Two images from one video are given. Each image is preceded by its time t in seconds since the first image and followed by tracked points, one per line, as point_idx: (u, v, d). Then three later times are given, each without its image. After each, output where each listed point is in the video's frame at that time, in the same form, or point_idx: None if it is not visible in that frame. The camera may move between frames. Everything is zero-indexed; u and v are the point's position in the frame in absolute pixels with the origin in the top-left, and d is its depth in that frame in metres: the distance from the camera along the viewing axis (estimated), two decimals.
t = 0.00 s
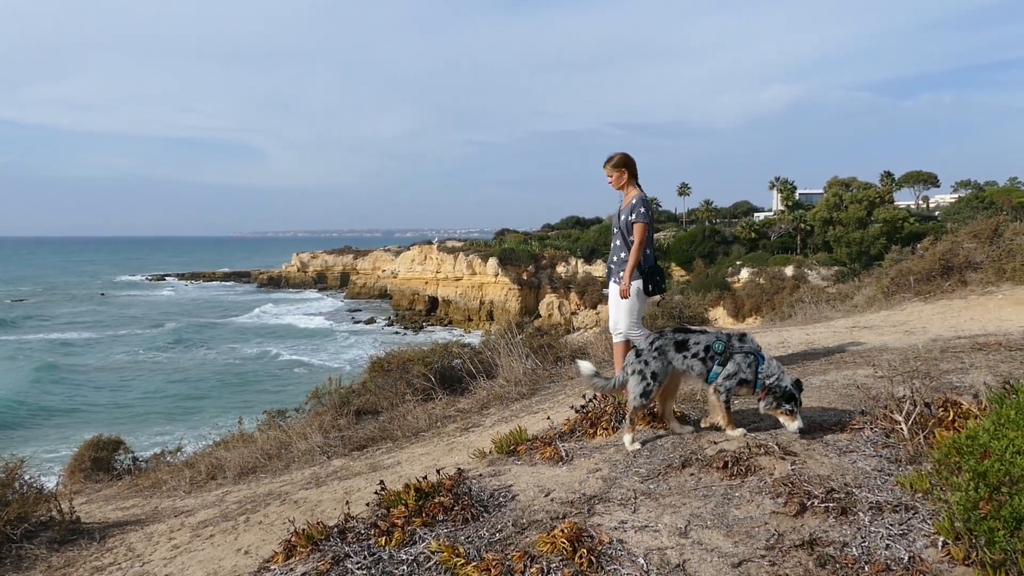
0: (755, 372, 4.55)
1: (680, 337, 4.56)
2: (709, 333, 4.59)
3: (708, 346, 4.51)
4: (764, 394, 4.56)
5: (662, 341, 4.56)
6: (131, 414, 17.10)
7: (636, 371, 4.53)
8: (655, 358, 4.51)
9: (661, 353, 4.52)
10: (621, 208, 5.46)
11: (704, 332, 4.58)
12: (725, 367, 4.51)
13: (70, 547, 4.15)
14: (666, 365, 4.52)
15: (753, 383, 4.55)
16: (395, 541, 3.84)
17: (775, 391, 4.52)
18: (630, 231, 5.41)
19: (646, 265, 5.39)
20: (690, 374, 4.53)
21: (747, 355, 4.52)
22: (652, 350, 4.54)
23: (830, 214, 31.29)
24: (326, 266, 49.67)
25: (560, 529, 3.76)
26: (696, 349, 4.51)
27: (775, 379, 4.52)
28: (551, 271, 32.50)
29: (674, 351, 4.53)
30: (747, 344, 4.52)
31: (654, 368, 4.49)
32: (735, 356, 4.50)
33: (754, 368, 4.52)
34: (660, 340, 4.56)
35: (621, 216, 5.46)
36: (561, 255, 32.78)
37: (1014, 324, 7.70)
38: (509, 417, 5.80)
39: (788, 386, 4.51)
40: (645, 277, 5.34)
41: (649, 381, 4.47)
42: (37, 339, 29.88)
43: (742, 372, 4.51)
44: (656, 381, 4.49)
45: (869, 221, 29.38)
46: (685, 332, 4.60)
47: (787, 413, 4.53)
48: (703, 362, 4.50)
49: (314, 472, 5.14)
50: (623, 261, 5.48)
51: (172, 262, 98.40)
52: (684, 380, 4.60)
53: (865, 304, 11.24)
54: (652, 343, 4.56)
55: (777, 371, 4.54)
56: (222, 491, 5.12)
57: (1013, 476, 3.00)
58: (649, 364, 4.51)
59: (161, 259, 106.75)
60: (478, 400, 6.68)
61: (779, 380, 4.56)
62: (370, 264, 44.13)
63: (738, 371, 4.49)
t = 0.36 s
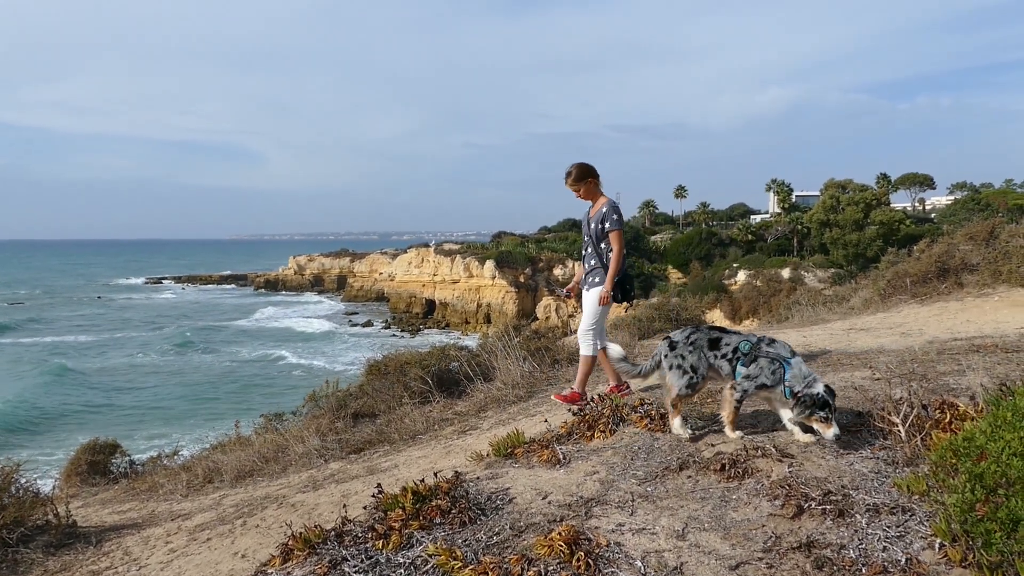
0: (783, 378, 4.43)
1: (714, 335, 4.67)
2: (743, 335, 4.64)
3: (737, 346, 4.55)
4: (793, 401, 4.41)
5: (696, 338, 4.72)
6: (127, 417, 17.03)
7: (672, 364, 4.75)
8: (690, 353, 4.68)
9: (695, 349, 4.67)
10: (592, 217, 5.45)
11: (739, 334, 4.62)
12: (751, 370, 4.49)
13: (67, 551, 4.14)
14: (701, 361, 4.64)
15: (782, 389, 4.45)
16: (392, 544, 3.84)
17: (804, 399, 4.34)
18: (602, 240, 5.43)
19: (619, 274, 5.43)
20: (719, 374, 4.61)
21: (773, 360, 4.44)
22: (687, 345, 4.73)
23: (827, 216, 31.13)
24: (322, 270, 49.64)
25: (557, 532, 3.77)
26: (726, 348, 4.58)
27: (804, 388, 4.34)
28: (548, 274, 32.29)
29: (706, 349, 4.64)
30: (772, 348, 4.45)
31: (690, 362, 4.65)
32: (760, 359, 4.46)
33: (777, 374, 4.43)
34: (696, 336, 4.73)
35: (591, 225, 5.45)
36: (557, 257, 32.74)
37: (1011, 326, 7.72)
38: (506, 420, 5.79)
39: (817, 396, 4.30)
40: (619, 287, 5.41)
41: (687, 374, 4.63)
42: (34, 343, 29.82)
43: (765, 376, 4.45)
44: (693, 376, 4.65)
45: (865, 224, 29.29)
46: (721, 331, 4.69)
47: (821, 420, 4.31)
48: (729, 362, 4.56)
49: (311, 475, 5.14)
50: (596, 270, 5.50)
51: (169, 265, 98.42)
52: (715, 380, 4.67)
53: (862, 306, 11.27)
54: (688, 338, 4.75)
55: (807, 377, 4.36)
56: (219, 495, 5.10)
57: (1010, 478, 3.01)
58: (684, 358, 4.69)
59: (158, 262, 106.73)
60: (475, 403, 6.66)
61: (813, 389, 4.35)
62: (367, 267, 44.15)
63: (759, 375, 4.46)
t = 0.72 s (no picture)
0: (819, 386, 4.28)
1: (746, 339, 4.63)
2: (777, 340, 4.57)
3: (769, 354, 4.50)
4: (828, 411, 4.23)
5: (727, 341, 4.68)
6: (123, 420, 17.00)
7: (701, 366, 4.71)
8: (718, 355, 4.65)
9: (724, 352, 4.64)
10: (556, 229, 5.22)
11: (772, 340, 4.56)
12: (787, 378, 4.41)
13: (63, 554, 4.13)
14: (729, 365, 4.62)
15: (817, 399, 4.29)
16: (389, 546, 3.86)
17: (839, 410, 4.18)
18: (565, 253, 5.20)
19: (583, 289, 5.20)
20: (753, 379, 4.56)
21: (808, 368, 4.34)
22: (716, 347, 4.69)
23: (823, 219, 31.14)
24: (319, 272, 49.62)
25: (554, 535, 3.78)
26: (758, 354, 4.53)
27: (839, 398, 4.19)
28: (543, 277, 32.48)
29: (737, 354, 4.61)
30: (807, 355, 4.35)
31: (717, 365, 4.62)
32: (795, 368, 4.38)
33: (815, 383, 4.28)
34: (726, 338, 4.69)
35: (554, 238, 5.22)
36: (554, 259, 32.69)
37: (1007, 328, 7.72)
38: (503, 423, 5.77)
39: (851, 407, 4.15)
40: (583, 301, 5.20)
41: (714, 377, 4.61)
42: (31, 345, 29.80)
43: (804, 386, 4.32)
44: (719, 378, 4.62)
45: (861, 227, 28.99)
46: (754, 336, 4.64)
47: (855, 432, 4.17)
48: (763, 369, 4.50)
49: (308, 478, 5.13)
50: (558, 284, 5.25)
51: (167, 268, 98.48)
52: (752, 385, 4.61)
53: (858, 308, 11.28)
54: (717, 339, 4.71)
55: (842, 386, 4.20)
56: (215, 498, 5.09)
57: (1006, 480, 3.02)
58: (712, 360, 4.65)
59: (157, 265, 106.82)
60: (472, 405, 6.65)
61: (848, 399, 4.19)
62: (363, 269, 44.04)
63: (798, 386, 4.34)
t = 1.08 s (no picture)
0: (851, 394, 4.14)
1: (776, 342, 4.55)
2: (809, 344, 4.44)
3: (798, 358, 4.39)
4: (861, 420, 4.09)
5: (755, 343, 4.64)
6: (139, 420, 17.15)
7: (730, 368, 4.71)
8: (746, 357, 4.63)
9: (752, 354, 4.61)
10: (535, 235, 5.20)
11: (802, 344, 4.45)
12: (819, 385, 4.28)
13: (81, 553, 4.16)
14: (757, 367, 4.59)
15: (851, 406, 4.15)
16: (403, 548, 3.88)
17: (871, 419, 4.02)
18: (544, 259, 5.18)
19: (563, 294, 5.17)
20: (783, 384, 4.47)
21: (840, 375, 4.20)
22: (745, 349, 4.67)
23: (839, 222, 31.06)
24: (333, 275, 49.89)
25: (568, 537, 3.78)
26: (787, 358, 4.45)
27: (872, 407, 4.03)
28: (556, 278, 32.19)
29: (765, 356, 4.56)
30: (838, 361, 4.21)
31: (744, 367, 4.61)
32: (825, 374, 4.24)
33: (847, 390, 4.14)
34: (756, 340, 4.64)
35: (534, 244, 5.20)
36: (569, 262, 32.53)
37: None
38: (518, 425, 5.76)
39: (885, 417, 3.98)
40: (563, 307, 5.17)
41: (738, 378, 4.61)
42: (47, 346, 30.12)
43: (834, 393, 4.18)
44: (748, 380, 4.60)
45: (878, 230, 29.04)
46: (785, 340, 4.54)
47: (891, 441, 3.99)
48: (794, 373, 4.39)
49: (323, 479, 5.15)
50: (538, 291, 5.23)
51: (183, 270, 99.41)
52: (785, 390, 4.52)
53: (874, 312, 11.21)
54: (747, 341, 4.68)
55: (875, 394, 4.05)
56: (231, 498, 5.11)
57: None
58: (739, 361, 4.65)
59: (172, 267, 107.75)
60: (487, 407, 6.65)
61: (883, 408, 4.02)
62: (378, 272, 44.36)
63: (829, 392, 4.21)
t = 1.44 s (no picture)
0: (943, 405, 3.90)
1: (868, 347, 4.40)
2: (905, 351, 4.25)
3: (890, 364, 4.23)
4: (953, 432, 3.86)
5: (849, 348, 4.51)
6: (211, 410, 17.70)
7: (822, 373, 4.61)
8: (837, 362, 4.53)
9: (844, 359, 4.50)
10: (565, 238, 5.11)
11: (897, 351, 4.27)
12: (910, 393, 4.08)
13: (163, 543, 4.29)
14: (849, 372, 4.47)
15: (943, 416, 3.92)
16: (475, 545, 3.90)
17: (963, 432, 3.79)
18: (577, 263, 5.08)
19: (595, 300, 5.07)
20: (874, 391, 4.31)
21: (932, 384, 3.97)
22: (837, 355, 4.56)
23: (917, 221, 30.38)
24: (401, 275, 50.70)
25: (640, 539, 3.74)
26: (878, 363, 4.30)
27: (966, 420, 3.78)
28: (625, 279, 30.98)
29: (858, 362, 4.42)
30: (931, 370, 4.00)
31: (833, 372, 4.52)
32: (917, 382, 4.05)
33: (938, 401, 3.92)
34: (848, 345, 4.52)
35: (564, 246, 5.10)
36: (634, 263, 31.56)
37: None
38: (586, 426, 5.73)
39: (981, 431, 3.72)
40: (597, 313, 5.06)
41: (827, 383, 4.53)
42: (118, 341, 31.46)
43: (924, 402, 3.98)
44: (837, 385, 4.49)
45: (958, 229, 28.25)
46: (880, 346, 4.38)
47: (983, 456, 3.75)
48: (884, 380, 4.23)
49: (393, 476, 5.20)
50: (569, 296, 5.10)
51: (247, 271, 102.51)
52: (878, 398, 4.34)
53: (955, 315, 10.81)
54: (841, 346, 4.56)
55: (970, 406, 3.79)
56: (304, 493, 5.21)
57: None
58: (831, 366, 4.55)
59: (236, 268, 111.18)
60: (554, 408, 6.63)
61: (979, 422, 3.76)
62: (444, 272, 45.02)
63: (919, 401, 4.01)
